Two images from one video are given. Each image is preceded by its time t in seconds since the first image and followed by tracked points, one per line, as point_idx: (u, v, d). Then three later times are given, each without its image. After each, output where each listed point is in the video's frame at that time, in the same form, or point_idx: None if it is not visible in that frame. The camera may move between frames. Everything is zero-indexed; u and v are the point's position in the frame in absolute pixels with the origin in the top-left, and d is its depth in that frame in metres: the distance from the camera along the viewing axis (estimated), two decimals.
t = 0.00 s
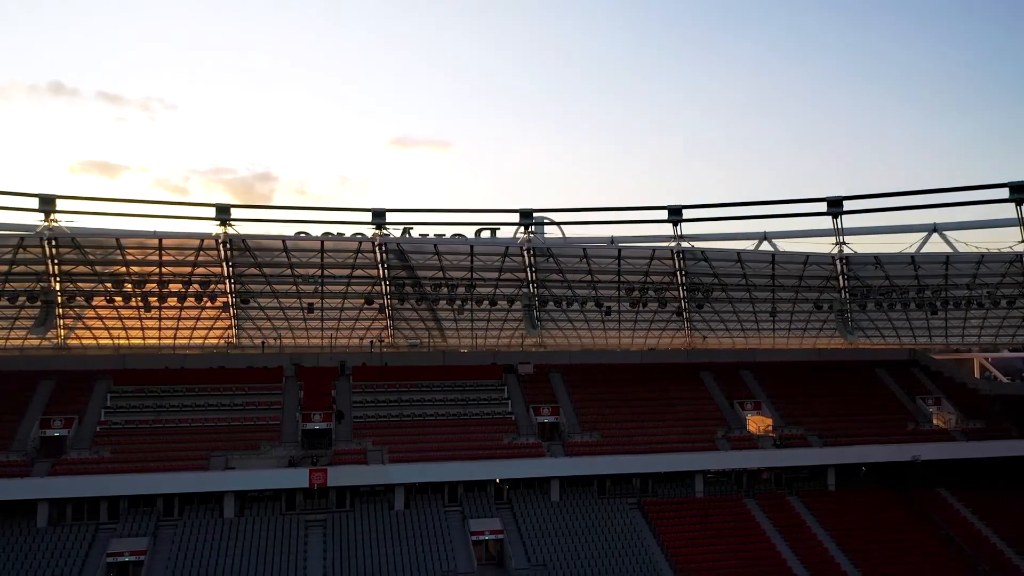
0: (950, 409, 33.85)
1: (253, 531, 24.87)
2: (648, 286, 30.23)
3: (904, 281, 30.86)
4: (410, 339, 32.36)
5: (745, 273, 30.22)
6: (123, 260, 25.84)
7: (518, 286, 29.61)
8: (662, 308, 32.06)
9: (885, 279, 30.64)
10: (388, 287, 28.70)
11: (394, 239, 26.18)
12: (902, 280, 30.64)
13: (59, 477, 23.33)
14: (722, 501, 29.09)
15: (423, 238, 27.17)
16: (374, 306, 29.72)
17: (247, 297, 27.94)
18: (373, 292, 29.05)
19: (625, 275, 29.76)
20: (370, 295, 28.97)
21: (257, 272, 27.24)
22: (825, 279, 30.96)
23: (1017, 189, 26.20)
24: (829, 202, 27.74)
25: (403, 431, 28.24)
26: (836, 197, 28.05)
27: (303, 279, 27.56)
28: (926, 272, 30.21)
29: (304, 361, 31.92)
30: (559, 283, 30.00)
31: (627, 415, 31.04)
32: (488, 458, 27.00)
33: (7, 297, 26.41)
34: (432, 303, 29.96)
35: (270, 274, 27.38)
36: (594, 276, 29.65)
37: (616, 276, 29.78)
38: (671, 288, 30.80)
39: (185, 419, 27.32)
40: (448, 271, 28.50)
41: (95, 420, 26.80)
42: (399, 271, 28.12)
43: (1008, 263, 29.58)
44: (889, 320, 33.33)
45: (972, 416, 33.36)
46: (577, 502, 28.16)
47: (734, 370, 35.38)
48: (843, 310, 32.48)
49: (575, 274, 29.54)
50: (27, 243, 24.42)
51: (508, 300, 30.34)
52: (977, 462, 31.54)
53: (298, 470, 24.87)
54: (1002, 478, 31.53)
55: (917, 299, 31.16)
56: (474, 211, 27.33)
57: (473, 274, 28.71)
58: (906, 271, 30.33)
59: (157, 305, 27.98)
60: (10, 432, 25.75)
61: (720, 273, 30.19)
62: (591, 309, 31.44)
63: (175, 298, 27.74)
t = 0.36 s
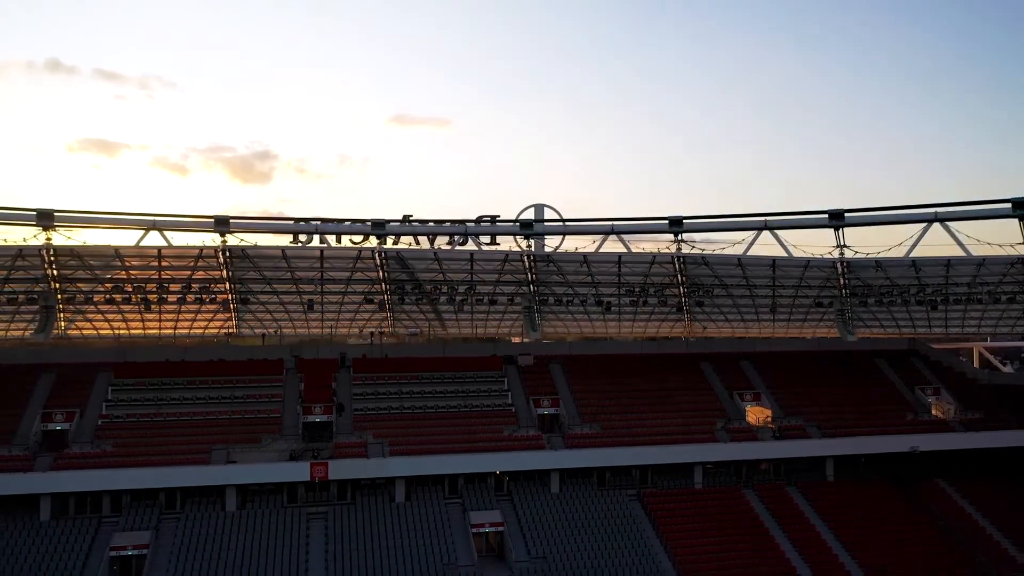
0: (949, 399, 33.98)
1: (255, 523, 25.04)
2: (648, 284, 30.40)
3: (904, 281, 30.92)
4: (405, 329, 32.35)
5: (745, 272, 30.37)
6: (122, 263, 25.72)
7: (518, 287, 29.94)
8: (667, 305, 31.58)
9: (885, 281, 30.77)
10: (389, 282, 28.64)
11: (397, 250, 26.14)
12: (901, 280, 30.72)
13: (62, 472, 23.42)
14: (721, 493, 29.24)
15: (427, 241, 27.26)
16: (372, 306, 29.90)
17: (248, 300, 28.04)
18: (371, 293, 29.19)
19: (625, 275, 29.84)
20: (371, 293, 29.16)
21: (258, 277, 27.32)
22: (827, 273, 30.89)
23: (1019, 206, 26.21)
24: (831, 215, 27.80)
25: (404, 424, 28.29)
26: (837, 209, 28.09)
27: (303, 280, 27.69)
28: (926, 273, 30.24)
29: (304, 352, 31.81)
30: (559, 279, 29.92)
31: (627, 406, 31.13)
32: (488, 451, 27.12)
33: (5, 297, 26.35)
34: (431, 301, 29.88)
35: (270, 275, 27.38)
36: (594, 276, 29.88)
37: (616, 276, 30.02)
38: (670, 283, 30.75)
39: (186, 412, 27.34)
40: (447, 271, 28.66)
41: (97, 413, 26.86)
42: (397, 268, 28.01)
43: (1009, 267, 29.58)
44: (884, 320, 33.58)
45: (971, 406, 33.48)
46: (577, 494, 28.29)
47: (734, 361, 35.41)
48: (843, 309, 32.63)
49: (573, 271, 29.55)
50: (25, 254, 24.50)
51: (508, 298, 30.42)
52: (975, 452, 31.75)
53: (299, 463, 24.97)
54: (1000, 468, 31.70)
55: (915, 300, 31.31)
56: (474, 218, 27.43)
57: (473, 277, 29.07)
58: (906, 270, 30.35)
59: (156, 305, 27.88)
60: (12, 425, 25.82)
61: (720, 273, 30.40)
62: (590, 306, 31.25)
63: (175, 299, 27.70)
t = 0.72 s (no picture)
0: (948, 391, 34.08)
1: (256, 518, 25.18)
2: (648, 283, 30.40)
3: (904, 281, 31.01)
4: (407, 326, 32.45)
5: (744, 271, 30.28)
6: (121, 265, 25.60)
7: (518, 288, 29.99)
8: (666, 303, 31.62)
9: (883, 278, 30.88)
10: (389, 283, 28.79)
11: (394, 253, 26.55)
12: (901, 278, 30.70)
13: (66, 469, 23.54)
14: (720, 487, 29.36)
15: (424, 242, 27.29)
16: (372, 306, 29.89)
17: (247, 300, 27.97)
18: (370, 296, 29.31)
19: (625, 276, 29.92)
20: (372, 295, 29.24)
21: (260, 282, 27.44)
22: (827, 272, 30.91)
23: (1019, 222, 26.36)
24: (831, 229, 27.97)
25: (405, 419, 28.32)
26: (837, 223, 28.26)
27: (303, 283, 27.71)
28: (927, 274, 30.45)
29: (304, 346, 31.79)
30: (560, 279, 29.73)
31: (627, 400, 31.22)
32: (488, 446, 27.22)
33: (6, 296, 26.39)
34: (430, 300, 30.01)
35: (271, 279, 27.48)
36: (594, 279, 29.92)
37: (617, 275, 29.84)
38: (670, 281, 30.73)
39: (186, 408, 27.35)
40: (446, 273, 28.74)
41: (98, 409, 26.93)
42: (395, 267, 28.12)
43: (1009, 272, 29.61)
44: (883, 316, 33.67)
45: (970, 400, 33.58)
46: (577, 488, 28.38)
47: (734, 354, 35.44)
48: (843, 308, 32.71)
49: (571, 271, 29.46)
50: (25, 263, 24.66)
51: (507, 297, 30.44)
52: (974, 446, 31.84)
53: (302, 459, 25.13)
54: (998, 461, 31.78)
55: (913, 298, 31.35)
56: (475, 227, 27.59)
57: (472, 280, 29.22)
58: (905, 269, 30.37)
59: (156, 305, 27.79)
60: (14, 422, 25.92)
61: (720, 275, 30.47)
62: (590, 305, 31.18)
63: (175, 299, 27.60)
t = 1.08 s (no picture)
0: (947, 387, 34.24)
1: (257, 517, 25.34)
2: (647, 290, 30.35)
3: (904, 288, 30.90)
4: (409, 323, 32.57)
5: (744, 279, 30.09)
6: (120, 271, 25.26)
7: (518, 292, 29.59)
8: (667, 308, 31.58)
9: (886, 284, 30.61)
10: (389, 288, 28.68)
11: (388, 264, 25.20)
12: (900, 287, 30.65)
13: (69, 469, 23.71)
14: (719, 484, 29.48)
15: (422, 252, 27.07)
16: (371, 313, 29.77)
17: (247, 305, 27.97)
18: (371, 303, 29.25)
19: (625, 285, 30.09)
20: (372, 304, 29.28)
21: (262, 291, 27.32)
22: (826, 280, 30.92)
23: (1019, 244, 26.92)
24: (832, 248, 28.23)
25: (405, 417, 28.39)
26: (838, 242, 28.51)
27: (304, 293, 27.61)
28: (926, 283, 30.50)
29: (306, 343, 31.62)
30: (559, 287, 29.92)
31: (626, 397, 31.34)
32: (489, 445, 27.32)
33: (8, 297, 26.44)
34: (429, 311, 30.01)
35: (270, 288, 27.32)
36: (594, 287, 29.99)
37: (617, 284, 30.03)
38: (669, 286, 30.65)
39: (187, 407, 27.38)
40: (445, 283, 28.88)
41: (99, 408, 26.98)
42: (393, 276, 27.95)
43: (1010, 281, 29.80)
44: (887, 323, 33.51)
45: (969, 396, 33.72)
46: (577, 486, 28.49)
47: (734, 350, 35.54)
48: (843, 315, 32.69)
49: (570, 282, 29.82)
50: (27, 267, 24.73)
51: (507, 303, 30.54)
52: (973, 443, 31.98)
53: (303, 458, 25.24)
54: (997, 458, 31.93)
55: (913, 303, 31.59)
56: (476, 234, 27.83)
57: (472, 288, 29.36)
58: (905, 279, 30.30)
59: (157, 310, 27.52)
60: (15, 422, 26.00)
61: (719, 283, 30.48)
62: (591, 309, 31.29)
63: (176, 304, 27.58)
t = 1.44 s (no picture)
0: (946, 388, 34.36)
1: (258, 520, 25.43)
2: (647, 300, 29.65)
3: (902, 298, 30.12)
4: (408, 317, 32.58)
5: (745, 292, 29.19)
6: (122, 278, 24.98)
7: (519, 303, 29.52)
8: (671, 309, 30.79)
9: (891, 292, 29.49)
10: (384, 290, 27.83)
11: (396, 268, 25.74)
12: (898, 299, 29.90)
13: (72, 473, 23.76)
14: (719, 486, 29.55)
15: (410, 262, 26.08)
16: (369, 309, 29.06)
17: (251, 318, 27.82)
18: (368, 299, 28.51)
19: (626, 299, 29.71)
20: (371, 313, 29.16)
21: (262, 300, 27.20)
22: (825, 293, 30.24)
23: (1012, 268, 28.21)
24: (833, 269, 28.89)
25: (405, 419, 28.39)
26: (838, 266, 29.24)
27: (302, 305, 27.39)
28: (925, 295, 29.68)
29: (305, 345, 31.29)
30: (559, 297, 29.61)
31: (626, 398, 31.38)
32: (489, 447, 27.36)
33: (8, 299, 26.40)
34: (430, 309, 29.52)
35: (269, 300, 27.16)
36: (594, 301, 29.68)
37: (617, 297, 29.65)
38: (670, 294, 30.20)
39: (188, 410, 27.34)
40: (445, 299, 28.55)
41: (101, 411, 26.84)
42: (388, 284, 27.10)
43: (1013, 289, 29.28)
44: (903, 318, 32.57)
45: (968, 396, 33.82)
46: (577, 488, 28.56)
47: (734, 350, 35.47)
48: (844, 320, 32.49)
49: (570, 298, 29.57)
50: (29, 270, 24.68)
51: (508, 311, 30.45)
52: (971, 443, 32.09)
53: (303, 462, 25.30)
54: (994, 458, 32.05)
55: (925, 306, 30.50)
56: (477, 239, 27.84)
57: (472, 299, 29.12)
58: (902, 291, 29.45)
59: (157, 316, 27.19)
60: (18, 423, 25.98)
61: (718, 297, 29.90)
62: (591, 315, 31.24)
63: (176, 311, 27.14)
